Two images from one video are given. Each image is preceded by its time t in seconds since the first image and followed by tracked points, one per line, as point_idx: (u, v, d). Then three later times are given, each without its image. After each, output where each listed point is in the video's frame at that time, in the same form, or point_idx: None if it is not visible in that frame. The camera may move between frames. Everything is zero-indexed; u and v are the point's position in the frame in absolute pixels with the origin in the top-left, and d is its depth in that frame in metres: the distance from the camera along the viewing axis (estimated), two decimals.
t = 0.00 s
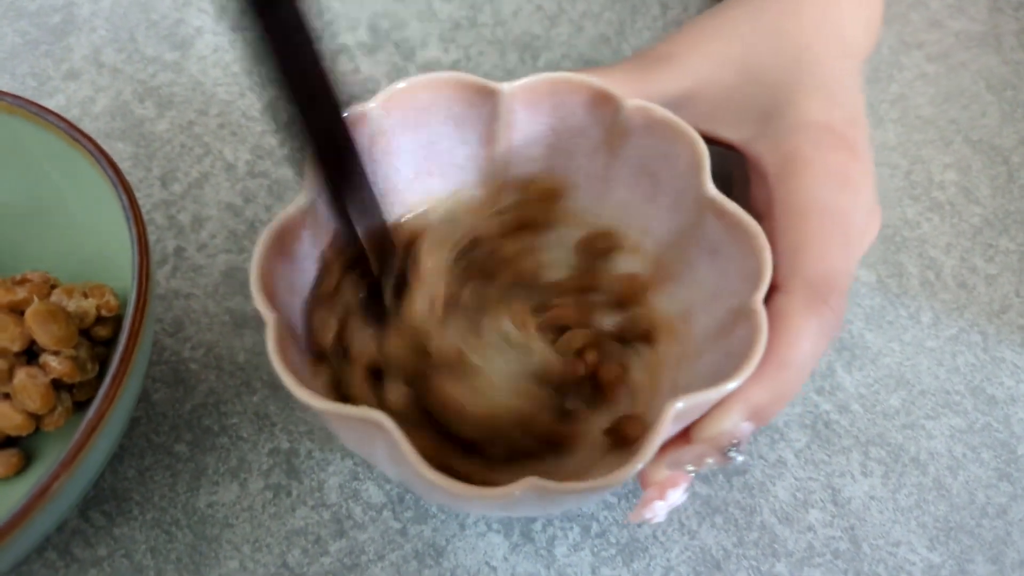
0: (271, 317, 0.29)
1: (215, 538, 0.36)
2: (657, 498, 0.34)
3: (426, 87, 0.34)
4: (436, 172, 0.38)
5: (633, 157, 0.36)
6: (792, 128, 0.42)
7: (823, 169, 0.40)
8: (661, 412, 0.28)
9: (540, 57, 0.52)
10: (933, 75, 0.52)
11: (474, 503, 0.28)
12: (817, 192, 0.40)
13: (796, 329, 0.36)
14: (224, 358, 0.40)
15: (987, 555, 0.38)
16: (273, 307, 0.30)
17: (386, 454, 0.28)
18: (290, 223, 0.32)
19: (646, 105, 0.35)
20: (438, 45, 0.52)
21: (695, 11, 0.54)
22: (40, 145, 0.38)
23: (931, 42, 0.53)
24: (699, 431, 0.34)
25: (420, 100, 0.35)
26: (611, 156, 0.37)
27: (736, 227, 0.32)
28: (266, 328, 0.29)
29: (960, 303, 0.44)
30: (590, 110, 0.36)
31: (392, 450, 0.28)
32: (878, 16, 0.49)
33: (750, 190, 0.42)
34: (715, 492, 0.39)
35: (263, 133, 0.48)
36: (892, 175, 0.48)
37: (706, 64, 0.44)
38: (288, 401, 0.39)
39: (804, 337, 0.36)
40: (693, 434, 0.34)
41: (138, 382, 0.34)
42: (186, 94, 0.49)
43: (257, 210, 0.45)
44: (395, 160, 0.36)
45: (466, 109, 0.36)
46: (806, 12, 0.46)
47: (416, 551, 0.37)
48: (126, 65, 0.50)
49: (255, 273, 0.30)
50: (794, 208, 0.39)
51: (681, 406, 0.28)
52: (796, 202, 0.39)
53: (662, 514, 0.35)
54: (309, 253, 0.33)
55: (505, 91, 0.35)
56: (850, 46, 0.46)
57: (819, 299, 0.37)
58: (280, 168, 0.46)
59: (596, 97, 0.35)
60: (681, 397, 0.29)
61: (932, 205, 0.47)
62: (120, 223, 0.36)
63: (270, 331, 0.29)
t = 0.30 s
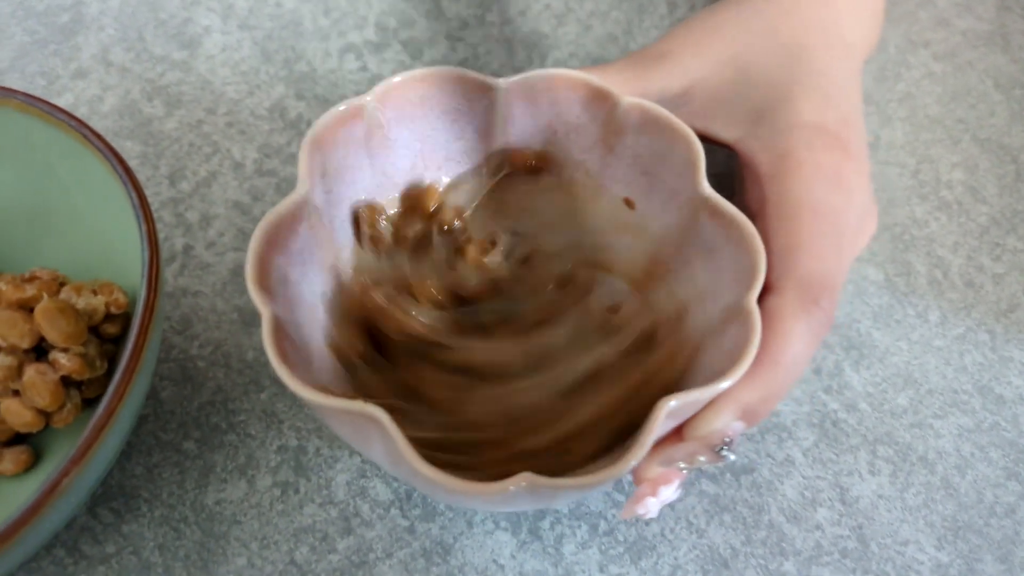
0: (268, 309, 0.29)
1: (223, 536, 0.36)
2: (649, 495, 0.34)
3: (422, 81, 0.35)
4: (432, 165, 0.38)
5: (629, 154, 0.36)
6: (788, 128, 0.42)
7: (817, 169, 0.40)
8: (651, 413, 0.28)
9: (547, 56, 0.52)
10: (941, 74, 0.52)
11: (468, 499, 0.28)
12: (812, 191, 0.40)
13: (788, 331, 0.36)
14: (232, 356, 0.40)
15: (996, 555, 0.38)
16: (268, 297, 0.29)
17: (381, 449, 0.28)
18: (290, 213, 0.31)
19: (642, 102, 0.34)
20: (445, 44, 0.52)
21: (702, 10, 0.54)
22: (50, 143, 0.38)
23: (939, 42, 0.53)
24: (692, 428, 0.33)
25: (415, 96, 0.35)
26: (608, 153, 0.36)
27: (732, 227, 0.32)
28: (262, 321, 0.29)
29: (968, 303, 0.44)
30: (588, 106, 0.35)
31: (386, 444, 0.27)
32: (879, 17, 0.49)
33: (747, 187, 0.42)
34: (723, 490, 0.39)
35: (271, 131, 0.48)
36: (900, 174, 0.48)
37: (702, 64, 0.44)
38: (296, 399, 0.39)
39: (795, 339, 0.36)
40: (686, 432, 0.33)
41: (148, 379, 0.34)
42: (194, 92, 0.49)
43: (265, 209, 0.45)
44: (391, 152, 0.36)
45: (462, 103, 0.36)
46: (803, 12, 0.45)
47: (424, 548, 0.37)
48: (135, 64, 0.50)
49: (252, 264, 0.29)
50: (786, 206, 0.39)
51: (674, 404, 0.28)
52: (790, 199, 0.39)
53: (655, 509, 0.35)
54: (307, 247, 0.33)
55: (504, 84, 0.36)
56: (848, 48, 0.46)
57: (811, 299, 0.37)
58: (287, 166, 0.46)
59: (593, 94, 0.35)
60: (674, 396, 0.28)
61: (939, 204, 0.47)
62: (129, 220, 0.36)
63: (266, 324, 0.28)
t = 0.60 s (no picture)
0: (288, 314, 0.29)
1: (224, 538, 0.36)
2: (671, 499, 0.35)
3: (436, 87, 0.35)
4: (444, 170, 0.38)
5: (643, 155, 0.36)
6: (804, 129, 0.42)
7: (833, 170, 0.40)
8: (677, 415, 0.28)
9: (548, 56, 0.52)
10: (943, 73, 0.52)
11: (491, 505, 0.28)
12: (826, 193, 0.39)
13: (808, 332, 0.36)
14: (233, 358, 0.40)
15: (998, 555, 0.38)
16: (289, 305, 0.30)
17: (405, 457, 0.28)
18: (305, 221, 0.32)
19: (657, 105, 0.34)
20: (445, 44, 0.52)
21: (703, 9, 0.54)
22: (50, 145, 0.38)
23: (940, 40, 0.53)
24: (712, 433, 0.33)
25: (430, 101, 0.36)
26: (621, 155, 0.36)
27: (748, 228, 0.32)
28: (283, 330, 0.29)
29: (970, 302, 0.44)
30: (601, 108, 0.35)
31: (408, 451, 0.27)
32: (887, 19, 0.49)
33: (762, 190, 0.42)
34: (724, 491, 0.39)
35: (271, 132, 0.48)
36: (901, 173, 0.48)
37: (713, 66, 0.44)
38: (296, 400, 0.39)
39: (816, 341, 0.36)
40: (705, 437, 0.33)
41: (147, 382, 0.34)
42: (195, 93, 0.49)
43: (265, 210, 0.45)
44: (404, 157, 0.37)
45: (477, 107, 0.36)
46: (813, 15, 0.45)
47: (425, 550, 0.37)
48: (135, 66, 0.50)
49: (271, 270, 0.30)
50: (803, 209, 0.39)
51: (697, 407, 0.28)
52: (810, 202, 0.39)
53: (676, 513, 0.35)
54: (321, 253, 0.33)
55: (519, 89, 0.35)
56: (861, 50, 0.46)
57: (831, 302, 0.37)
58: (288, 167, 0.46)
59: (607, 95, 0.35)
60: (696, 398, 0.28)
61: (941, 203, 0.47)
62: (128, 223, 0.36)
63: (286, 330, 0.29)
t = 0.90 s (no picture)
0: (265, 311, 0.29)
1: (219, 538, 0.36)
2: (648, 496, 0.36)
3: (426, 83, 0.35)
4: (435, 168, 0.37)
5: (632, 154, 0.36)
6: (785, 126, 0.42)
7: (816, 166, 0.40)
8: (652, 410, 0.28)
9: (546, 56, 0.52)
10: (941, 74, 0.52)
11: (469, 499, 0.28)
12: (809, 188, 0.39)
13: (788, 331, 0.36)
14: (229, 358, 0.40)
15: (995, 556, 0.38)
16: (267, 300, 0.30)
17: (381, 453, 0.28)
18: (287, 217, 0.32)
19: (646, 102, 0.35)
20: (443, 44, 0.52)
21: (702, 9, 0.54)
22: (45, 144, 0.38)
23: (939, 41, 0.53)
24: (690, 429, 0.34)
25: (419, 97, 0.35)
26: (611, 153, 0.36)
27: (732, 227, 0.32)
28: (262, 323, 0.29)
29: (968, 303, 0.44)
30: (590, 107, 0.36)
31: (383, 446, 0.27)
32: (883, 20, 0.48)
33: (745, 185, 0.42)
34: (722, 492, 0.38)
35: (269, 132, 0.47)
36: (900, 174, 0.48)
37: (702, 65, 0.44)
38: (293, 400, 0.39)
39: (795, 339, 0.36)
40: (684, 434, 0.34)
41: (142, 382, 0.33)
42: (192, 92, 0.49)
43: (262, 209, 0.45)
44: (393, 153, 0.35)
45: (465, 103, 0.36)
46: (804, 13, 0.45)
47: (421, 551, 0.36)
48: (132, 64, 0.50)
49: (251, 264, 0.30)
50: (784, 206, 0.39)
51: (672, 404, 0.28)
52: (789, 197, 0.39)
53: (653, 510, 0.37)
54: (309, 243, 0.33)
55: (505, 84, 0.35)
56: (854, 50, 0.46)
57: (812, 299, 0.37)
58: (285, 167, 0.46)
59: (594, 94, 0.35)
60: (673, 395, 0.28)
61: (940, 204, 0.47)
62: (123, 221, 0.36)
63: (264, 328, 0.29)
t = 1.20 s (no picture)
0: (275, 315, 0.28)
1: (224, 537, 0.36)
2: (662, 497, 0.35)
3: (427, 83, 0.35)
4: (438, 167, 0.37)
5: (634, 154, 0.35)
6: (792, 124, 0.41)
7: (820, 165, 0.40)
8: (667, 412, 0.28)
9: (549, 55, 0.52)
10: (944, 72, 0.52)
11: (481, 505, 0.28)
12: (818, 187, 0.39)
13: (797, 332, 0.35)
14: (233, 357, 0.40)
15: (999, 554, 0.38)
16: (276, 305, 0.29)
17: (394, 456, 0.28)
18: (291, 221, 0.31)
19: (649, 102, 0.34)
20: (446, 42, 0.52)
21: (705, 7, 0.54)
22: (49, 143, 0.38)
23: (942, 39, 0.53)
24: (704, 430, 0.33)
25: (421, 98, 0.35)
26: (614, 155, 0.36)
27: (739, 228, 0.32)
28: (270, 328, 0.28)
29: (972, 301, 0.44)
30: (592, 107, 0.35)
31: (397, 451, 0.27)
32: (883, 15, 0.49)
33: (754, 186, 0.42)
34: (726, 490, 0.38)
35: (272, 131, 0.47)
36: (903, 172, 0.48)
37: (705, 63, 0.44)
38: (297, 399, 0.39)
39: (804, 340, 0.35)
40: (698, 436, 0.34)
41: (147, 381, 0.34)
42: (195, 91, 0.49)
43: (266, 208, 0.45)
44: (395, 152, 0.35)
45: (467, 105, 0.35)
46: (804, 11, 0.45)
47: (426, 549, 0.36)
48: (135, 63, 0.50)
49: (258, 271, 0.29)
50: (793, 206, 0.39)
51: (686, 406, 0.27)
52: (797, 196, 0.39)
53: (668, 511, 0.35)
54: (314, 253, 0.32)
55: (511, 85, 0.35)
56: (854, 47, 0.46)
57: (821, 299, 0.36)
58: (288, 166, 0.46)
59: (597, 93, 0.34)
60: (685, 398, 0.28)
61: (943, 202, 0.47)
62: (127, 221, 0.36)
63: (275, 331, 0.28)
